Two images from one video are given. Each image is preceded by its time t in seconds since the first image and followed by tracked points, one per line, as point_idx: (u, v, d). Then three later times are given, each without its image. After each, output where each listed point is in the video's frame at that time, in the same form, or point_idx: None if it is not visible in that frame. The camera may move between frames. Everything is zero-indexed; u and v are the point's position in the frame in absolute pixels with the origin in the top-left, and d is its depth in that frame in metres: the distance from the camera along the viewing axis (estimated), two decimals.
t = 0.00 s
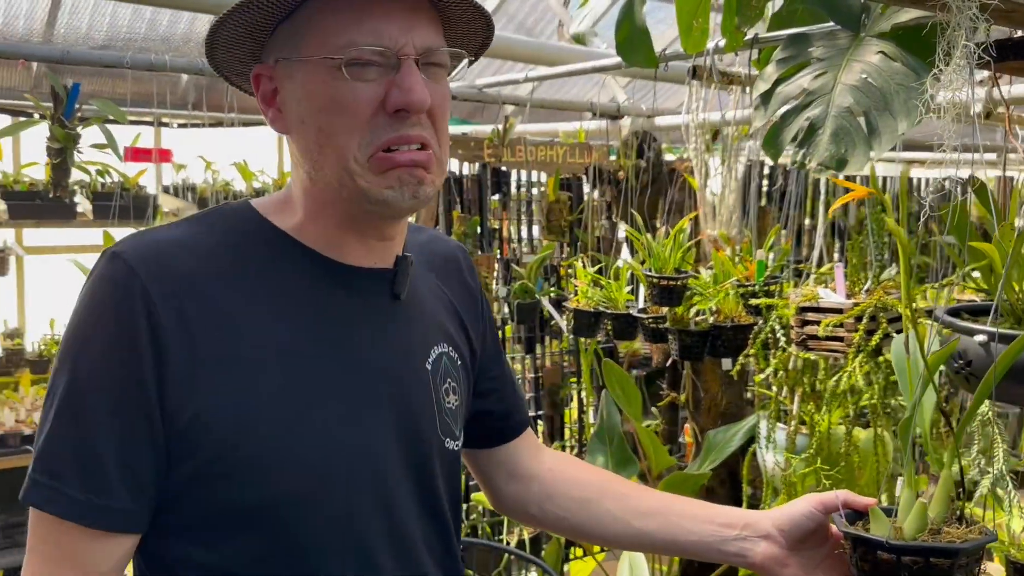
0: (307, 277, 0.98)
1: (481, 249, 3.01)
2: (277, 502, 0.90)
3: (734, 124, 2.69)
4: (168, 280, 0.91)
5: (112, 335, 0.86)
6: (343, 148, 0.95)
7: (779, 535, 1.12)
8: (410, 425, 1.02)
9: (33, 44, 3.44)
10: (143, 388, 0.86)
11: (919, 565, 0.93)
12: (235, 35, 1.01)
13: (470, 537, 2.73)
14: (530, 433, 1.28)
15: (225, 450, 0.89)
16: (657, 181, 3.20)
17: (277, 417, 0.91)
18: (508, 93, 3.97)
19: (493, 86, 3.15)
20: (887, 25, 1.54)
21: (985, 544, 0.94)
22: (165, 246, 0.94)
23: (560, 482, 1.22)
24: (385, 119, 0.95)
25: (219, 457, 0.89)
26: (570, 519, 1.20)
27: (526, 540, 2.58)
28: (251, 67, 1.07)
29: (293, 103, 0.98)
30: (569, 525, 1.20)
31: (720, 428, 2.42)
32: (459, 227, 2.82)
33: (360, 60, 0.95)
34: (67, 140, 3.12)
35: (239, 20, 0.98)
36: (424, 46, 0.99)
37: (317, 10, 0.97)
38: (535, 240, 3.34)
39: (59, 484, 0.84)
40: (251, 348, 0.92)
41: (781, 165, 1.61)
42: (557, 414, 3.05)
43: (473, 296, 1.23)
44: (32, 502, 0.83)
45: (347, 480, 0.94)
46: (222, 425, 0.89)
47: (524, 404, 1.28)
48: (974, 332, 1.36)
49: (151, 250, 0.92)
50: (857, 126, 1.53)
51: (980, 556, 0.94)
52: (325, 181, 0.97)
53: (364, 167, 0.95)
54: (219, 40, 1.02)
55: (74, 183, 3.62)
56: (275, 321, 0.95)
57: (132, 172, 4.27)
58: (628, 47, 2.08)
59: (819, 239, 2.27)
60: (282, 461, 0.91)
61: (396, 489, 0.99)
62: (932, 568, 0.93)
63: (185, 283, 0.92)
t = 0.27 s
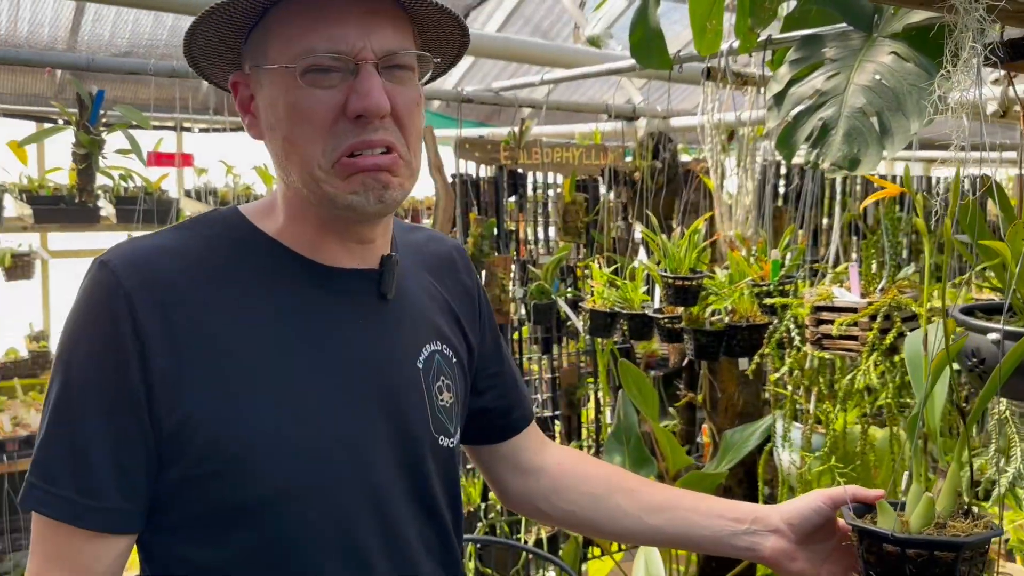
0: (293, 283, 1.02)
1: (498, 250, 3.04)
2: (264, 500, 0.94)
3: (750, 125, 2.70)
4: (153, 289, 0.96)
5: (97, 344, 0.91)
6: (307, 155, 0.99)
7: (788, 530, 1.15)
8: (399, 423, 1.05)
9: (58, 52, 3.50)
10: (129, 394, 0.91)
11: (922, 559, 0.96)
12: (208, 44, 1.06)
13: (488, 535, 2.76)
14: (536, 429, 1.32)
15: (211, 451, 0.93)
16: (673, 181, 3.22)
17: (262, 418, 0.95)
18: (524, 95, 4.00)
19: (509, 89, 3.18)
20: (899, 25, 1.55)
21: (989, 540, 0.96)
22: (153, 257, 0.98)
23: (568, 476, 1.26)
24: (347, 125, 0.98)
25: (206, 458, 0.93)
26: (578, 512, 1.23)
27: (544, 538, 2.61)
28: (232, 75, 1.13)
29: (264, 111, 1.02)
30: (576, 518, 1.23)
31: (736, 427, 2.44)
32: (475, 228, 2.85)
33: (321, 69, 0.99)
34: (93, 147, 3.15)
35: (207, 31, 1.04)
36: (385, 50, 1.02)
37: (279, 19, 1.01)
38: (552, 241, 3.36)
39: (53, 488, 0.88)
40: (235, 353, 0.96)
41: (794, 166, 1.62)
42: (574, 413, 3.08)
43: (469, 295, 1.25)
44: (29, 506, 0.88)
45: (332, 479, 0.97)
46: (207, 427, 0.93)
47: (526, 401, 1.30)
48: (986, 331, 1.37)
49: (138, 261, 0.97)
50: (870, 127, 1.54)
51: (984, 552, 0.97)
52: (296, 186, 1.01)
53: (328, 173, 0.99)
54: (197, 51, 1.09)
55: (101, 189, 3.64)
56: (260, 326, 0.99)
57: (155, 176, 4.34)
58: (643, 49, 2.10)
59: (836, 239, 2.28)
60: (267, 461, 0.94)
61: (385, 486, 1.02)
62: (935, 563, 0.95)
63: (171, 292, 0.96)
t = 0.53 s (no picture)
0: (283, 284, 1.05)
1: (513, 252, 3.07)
2: (253, 500, 0.96)
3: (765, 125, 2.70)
4: (142, 296, 0.98)
5: (87, 350, 0.94)
6: (280, 159, 1.01)
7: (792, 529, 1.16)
8: (388, 424, 1.07)
9: (80, 58, 3.56)
10: (118, 399, 0.93)
11: (917, 551, 0.97)
12: (189, 52, 1.10)
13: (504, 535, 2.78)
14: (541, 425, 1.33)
15: (198, 452, 0.95)
16: (688, 183, 3.22)
17: (249, 420, 0.98)
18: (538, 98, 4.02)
19: (524, 91, 3.20)
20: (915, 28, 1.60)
21: (987, 534, 0.97)
22: (143, 264, 1.01)
23: (573, 474, 1.27)
24: (319, 129, 1.01)
25: (194, 459, 0.95)
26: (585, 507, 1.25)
27: (560, 538, 2.62)
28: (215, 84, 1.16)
29: (241, 118, 1.05)
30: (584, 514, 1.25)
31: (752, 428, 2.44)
32: (490, 230, 2.88)
33: (291, 75, 1.01)
34: (116, 152, 3.17)
35: (184, 38, 1.08)
36: (353, 54, 1.04)
37: (250, 26, 1.04)
38: (567, 243, 3.38)
39: (45, 490, 0.91)
40: (223, 356, 0.99)
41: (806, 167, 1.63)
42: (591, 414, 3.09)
43: (464, 295, 1.27)
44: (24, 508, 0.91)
45: (318, 479, 1.00)
46: (194, 429, 0.95)
47: (528, 398, 1.31)
48: (999, 329, 1.37)
49: (127, 269, 1.00)
50: (883, 127, 1.55)
51: (983, 547, 0.98)
52: (273, 190, 1.04)
53: (301, 176, 1.01)
54: (179, 61, 1.13)
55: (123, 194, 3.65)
56: (248, 330, 1.01)
57: (175, 181, 4.40)
58: (656, 51, 2.11)
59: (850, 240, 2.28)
60: (254, 461, 0.97)
61: (373, 486, 1.04)
62: (930, 555, 0.97)
63: (161, 298, 0.99)
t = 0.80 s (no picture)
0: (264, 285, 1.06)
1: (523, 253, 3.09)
2: (230, 500, 0.98)
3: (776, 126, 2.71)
4: (121, 300, 1.00)
5: (64, 354, 0.95)
6: (255, 164, 1.03)
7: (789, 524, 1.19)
8: (367, 423, 1.08)
9: (95, 64, 3.61)
10: (95, 401, 0.95)
11: (909, 545, 1.01)
12: (164, 57, 1.11)
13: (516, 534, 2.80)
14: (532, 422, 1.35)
15: (176, 453, 0.97)
16: (697, 183, 3.23)
17: (225, 421, 0.99)
18: (548, 100, 4.03)
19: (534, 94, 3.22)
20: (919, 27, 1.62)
21: (980, 532, 0.99)
22: (123, 267, 1.02)
23: (568, 469, 1.28)
24: (292, 133, 1.02)
25: (174, 460, 0.98)
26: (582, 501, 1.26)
27: (570, 537, 2.64)
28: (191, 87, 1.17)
29: (218, 122, 1.06)
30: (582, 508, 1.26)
31: (762, 428, 2.45)
32: (500, 232, 2.90)
33: (266, 79, 1.02)
34: (130, 156, 3.20)
35: (157, 44, 1.08)
36: (326, 57, 1.05)
37: (222, 30, 1.05)
38: (577, 244, 3.40)
39: (27, 491, 0.94)
40: (200, 358, 1.01)
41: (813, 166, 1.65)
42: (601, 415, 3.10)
43: (450, 293, 1.27)
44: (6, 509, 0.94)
45: (295, 480, 1.01)
46: (171, 431, 0.97)
47: (515, 396, 1.33)
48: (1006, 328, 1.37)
49: (106, 272, 1.01)
50: (889, 126, 1.56)
51: (976, 544, 1.00)
52: (250, 194, 1.05)
53: (276, 180, 1.02)
54: (153, 65, 1.13)
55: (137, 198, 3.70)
56: (225, 333, 1.02)
57: (190, 184, 4.45)
58: (665, 53, 2.12)
59: (860, 240, 2.28)
60: (230, 463, 0.99)
61: (351, 487, 1.05)
62: (922, 550, 1.00)
63: (139, 300, 1.01)
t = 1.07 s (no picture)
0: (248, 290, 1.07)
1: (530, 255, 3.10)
2: (218, 507, 1.00)
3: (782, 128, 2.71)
4: (102, 308, 0.99)
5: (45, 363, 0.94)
6: (263, 179, 1.02)
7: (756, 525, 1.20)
8: (353, 426, 1.10)
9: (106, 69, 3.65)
10: (82, 412, 0.95)
11: (900, 541, 1.04)
12: (146, 63, 1.07)
13: (523, 536, 2.81)
14: (512, 418, 1.36)
15: (164, 463, 0.98)
16: (704, 185, 3.24)
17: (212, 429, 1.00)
18: (555, 103, 4.05)
19: (540, 97, 3.23)
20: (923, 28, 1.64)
21: (971, 532, 1.01)
22: (103, 274, 1.02)
23: (547, 466, 1.29)
24: (304, 149, 1.02)
25: (161, 469, 0.98)
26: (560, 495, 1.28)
27: (578, 539, 2.63)
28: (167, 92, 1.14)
29: (212, 133, 1.04)
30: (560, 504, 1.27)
31: (768, 429, 2.45)
32: (507, 234, 2.91)
33: (274, 93, 1.01)
34: (140, 159, 3.20)
35: (149, 49, 1.03)
36: (336, 70, 1.05)
37: (225, 40, 1.02)
38: (584, 246, 3.41)
39: (7, 504, 0.92)
40: (185, 365, 1.01)
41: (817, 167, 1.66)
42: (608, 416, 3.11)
43: (428, 294, 1.30)
44: None
45: (283, 486, 1.03)
46: (157, 440, 0.98)
47: (493, 394, 1.34)
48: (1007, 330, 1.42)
49: (87, 279, 1.00)
50: (892, 127, 1.57)
51: (971, 544, 1.02)
52: (250, 207, 1.04)
53: (285, 194, 1.02)
54: (132, 69, 1.08)
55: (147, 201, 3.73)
56: (208, 340, 1.03)
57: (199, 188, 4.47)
58: (671, 55, 2.14)
59: (867, 242, 2.28)
60: (217, 470, 1.00)
61: (337, 490, 1.07)
62: (912, 545, 1.03)
63: (121, 308, 1.01)
